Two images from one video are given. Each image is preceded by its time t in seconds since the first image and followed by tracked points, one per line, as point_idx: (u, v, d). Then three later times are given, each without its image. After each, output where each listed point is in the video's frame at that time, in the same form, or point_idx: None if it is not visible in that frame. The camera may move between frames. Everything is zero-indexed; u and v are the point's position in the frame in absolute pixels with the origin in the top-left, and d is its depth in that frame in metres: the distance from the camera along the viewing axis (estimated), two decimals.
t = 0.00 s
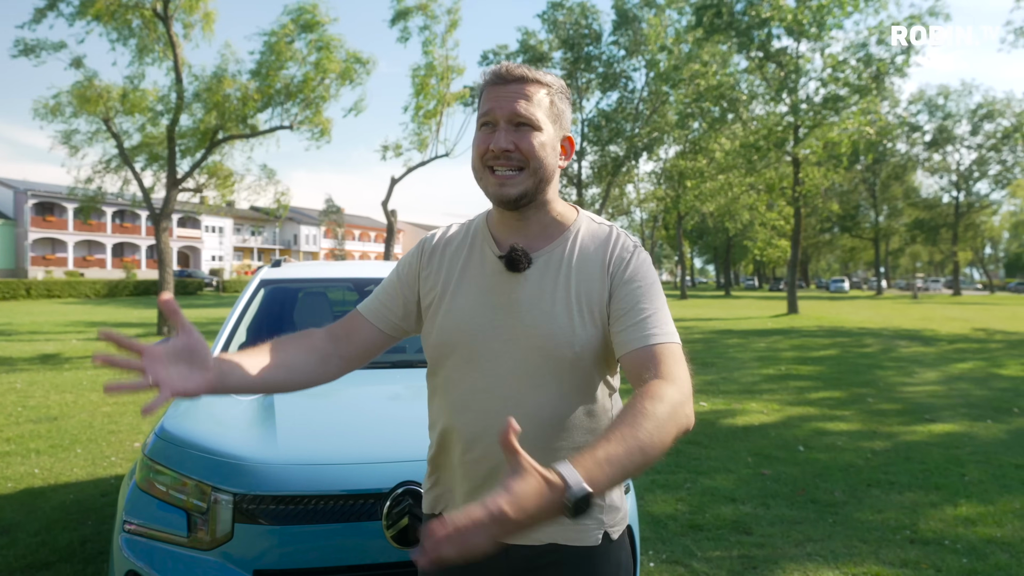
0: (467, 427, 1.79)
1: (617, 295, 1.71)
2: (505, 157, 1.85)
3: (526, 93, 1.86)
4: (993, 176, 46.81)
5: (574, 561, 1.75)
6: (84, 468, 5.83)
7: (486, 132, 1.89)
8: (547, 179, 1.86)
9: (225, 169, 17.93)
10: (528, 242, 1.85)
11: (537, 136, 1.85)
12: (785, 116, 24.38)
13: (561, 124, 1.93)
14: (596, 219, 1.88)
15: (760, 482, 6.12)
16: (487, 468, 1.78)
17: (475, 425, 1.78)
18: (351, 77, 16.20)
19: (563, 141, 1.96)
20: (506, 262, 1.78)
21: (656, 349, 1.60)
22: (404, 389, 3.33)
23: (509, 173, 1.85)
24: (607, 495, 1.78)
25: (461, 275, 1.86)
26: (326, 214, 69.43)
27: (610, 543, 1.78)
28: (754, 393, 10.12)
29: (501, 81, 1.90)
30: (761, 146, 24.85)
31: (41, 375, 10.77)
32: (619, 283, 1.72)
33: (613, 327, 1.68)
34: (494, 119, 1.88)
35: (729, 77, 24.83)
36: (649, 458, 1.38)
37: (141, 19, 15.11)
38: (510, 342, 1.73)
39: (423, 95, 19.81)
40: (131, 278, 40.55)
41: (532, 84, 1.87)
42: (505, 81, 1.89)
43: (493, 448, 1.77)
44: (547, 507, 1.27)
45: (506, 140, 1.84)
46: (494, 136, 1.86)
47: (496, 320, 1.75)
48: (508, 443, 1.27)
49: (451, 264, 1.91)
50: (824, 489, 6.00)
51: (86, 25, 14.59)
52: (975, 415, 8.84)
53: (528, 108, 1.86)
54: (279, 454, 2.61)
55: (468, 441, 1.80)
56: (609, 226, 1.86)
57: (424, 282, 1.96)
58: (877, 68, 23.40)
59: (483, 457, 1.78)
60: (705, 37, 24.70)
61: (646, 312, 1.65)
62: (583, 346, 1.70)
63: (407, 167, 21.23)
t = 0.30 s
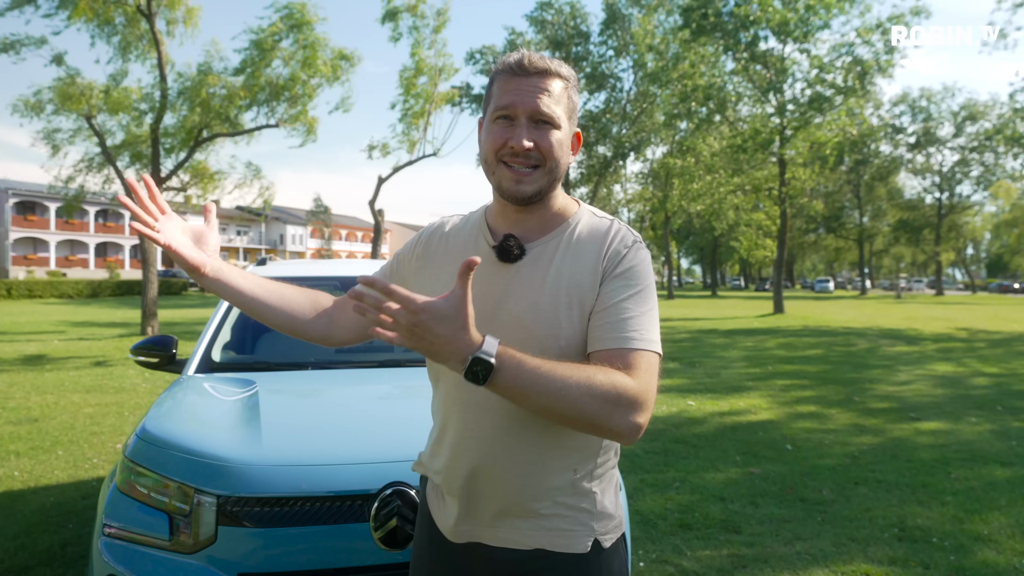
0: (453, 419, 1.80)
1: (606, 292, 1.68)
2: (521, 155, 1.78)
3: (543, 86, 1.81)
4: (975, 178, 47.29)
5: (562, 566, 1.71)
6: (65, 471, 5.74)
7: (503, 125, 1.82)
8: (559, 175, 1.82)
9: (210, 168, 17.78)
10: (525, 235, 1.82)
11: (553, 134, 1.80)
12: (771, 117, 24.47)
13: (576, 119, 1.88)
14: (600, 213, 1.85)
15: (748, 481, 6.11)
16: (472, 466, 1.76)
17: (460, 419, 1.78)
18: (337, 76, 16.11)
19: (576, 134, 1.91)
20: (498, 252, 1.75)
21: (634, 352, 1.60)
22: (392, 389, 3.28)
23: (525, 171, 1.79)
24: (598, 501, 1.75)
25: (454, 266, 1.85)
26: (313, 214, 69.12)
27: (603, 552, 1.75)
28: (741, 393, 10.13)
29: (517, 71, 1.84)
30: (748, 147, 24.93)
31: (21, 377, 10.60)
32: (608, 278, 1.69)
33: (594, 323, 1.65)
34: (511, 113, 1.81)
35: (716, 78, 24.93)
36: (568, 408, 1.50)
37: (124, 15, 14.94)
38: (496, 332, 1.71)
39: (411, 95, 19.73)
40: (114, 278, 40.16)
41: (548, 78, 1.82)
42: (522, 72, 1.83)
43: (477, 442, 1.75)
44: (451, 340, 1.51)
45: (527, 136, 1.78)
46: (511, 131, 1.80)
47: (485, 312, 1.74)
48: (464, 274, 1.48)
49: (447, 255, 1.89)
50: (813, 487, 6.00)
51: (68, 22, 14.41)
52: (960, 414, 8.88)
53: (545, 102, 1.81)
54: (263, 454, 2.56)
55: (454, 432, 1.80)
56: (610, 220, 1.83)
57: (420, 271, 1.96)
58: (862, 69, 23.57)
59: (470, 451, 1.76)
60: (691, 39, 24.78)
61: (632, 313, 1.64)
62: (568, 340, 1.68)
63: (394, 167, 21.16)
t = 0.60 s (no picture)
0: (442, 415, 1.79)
1: (593, 290, 1.65)
2: (508, 156, 1.74)
3: (533, 83, 1.76)
4: (959, 178, 47.72)
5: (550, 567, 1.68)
6: (47, 473, 5.66)
7: (491, 125, 1.77)
8: (549, 173, 1.78)
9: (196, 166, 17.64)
10: (514, 232, 1.79)
11: (542, 132, 1.76)
12: (758, 117, 24.57)
13: (565, 113, 1.84)
14: (594, 209, 1.82)
15: (736, 480, 6.11)
16: (459, 464, 1.75)
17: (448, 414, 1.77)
18: (324, 74, 16.02)
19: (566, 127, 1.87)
20: (485, 249, 1.73)
21: (618, 355, 1.58)
22: (382, 388, 3.24)
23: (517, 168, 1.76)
24: (588, 501, 1.71)
25: (444, 262, 1.83)
26: (300, 214, 68.81)
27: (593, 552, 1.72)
28: (730, 392, 10.14)
29: (504, 67, 1.79)
30: (735, 147, 25.01)
31: (3, 378, 10.45)
32: (596, 276, 1.66)
33: (579, 319, 1.63)
34: (499, 112, 1.77)
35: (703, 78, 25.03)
36: (542, 417, 1.50)
37: (109, 12, 14.82)
38: (483, 329, 1.69)
39: (399, 94, 19.66)
40: (98, 279, 39.79)
41: (537, 73, 1.77)
42: (510, 68, 1.78)
43: (465, 441, 1.74)
44: (425, 345, 1.56)
45: (516, 135, 1.74)
46: (500, 130, 1.76)
47: (475, 309, 1.72)
48: (439, 287, 1.51)
49: (438, 249, 1.88)
50: (801, 486, 6.01)
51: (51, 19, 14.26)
52: (946, 412, 8.94)
53: (535, 99, 1.76)
54: (249, 455, 2.51)
55: (446, 430, 1.78)
56: (601, 216, 1.80)
57: (414, 263, 1.96)
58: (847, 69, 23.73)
59: (460, 447, 1.75)
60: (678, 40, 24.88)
61: (619, 316, 1.61)
62: (553, 338, 1.66)
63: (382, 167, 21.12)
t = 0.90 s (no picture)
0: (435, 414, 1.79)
1: (580, 291, 1.64)
2: (500, 165, 1.74)
3: (525, 91, 1.74)
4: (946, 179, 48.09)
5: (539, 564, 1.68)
6: (32, 476, 5.61)
7: (485, 133, 1.77)
8: (542, 180, 1.77)
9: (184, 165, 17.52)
10: (506, 235, 1.79)
11: (534, 139, 1.75)
12: (747, 119, 24.68)
13: (557, 119, 1.82)
14: (587, 212, 1.81)
15: (725, 479, 6.14)
16: (449, 464, 1.76)
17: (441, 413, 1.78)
18: (314, 73, 15.94)
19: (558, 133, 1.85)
20: (475, 253, 1.73)
21: (600, 358, 1.57)
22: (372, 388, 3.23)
23: (510, 180, 1.75)
24: (577, 498, 1.71)
25: (437, 263, 1.84)
26: (289, 214, 68.50)
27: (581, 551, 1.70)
28: (719, 392, 10.18)
29: (496, 76, 1.77)
30: (724, 148, 25.06)
31: None
32: (583, 278, 1.65)
33: (562, 319, 1.62)
34: (493, 121, 1.76)
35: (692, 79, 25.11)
36: (510, 430, 1.53)
37: (97, 11, 14.72)
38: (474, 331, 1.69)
39: (389, 94, 19.61)
40: (84, 279, 39.46)
41: (528, 80, 1.75)
42: (502, 77, 1.76)
43: (456, 439, 1.76)
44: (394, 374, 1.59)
45: (508, 146, 1.73)
46: (493, 139, 1.75)
47: (464, 316, 1.72)
48: (400, 314, 1.54)
49: (433, 251, 1.88)
50: (789, 485, 6.04)
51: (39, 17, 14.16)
52: (933, 411, 9.00)
53: (526, 108, 1.75)
54: (237, 457, 2.49)
55: (438, 434, 1.79)
56: (593, 217, 1.78)
57: (409, 264, 1.97)
58: (835, 71, 23.92)
59: (451, 449, 1.76)
60: (667, 41, 24.98)
61: (604, 319, 1.59)
62: (541, 341, 1.65)
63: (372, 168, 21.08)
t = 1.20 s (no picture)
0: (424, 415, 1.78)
1: (570, 296, 1.64)
2: (481, 172, 1.74)
3: (495, 101, 1.75)
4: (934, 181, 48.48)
5: (529, 559, 1.69)
6: (19, 477, 5.57)
7: (460, 144, 1.77)
8: (518, 186, 1.78)
9: (174, 165, 17.43)
10: (487, 242, 1.78)
11: (508, 145, 1.76)
12: (736, 120, 24.79)
13: (527, 125, 1.83)
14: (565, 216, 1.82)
15: (714, 479, 6.17)
16: (437, 467, 1.75)
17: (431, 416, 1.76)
18: (305, 72, 15.89)
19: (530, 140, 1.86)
20: (459, 260, 1.73)
21: (591, 357, 1.58)
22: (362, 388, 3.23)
23: (489, 188, 1.75)
24: (563, 494, 1.71)
25: (419, 271, 1.83)
26: (280, 214, 68.25)
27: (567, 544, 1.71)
28: (708, 391, 10.22)
29: (465, 89, 1.77)
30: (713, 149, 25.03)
31: None
32: (571, 283, 1.66)
33: (553, 325, 1.63)
34: (468, 133, 1.76)
35: (683, 80, 25.19)
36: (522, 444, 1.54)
37: (87, 11, 14.64)
38: (462, 338, 1.70)
39: (379, 93, 19.61)
40: (72, 279, 39.19)
41: (496, 90, 1.76)
42: (471, 89, 1.77)
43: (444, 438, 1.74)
44: (408, 438, 1.55)
45: (484, 154, 1.74)
46: (470, 150, 1.75)
47: (452, 321, 1.72)
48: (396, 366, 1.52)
49: (417, 257, 1.87)
50: (778, 484, 6.07)
51: (27, 16, 14.07)
52: (920, 411, 9.08)
53: (499, 117, 1.76)
54: (226, 459, 2.48)
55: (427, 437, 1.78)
56: (573, 221, 1.79)
57: (393, 272, 1.94)
58: (823, 73, 24.09)
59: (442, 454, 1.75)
60: (658, 42, 25.04)
61: (594, 321, 1.61)
62: (533, 344, 1.65)
63: (363, 168, 21.07)
